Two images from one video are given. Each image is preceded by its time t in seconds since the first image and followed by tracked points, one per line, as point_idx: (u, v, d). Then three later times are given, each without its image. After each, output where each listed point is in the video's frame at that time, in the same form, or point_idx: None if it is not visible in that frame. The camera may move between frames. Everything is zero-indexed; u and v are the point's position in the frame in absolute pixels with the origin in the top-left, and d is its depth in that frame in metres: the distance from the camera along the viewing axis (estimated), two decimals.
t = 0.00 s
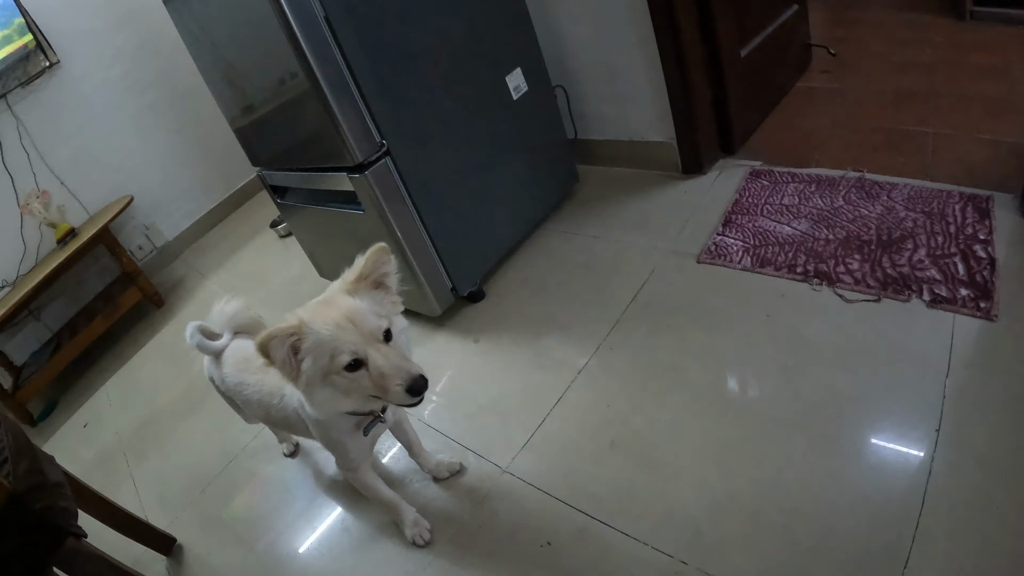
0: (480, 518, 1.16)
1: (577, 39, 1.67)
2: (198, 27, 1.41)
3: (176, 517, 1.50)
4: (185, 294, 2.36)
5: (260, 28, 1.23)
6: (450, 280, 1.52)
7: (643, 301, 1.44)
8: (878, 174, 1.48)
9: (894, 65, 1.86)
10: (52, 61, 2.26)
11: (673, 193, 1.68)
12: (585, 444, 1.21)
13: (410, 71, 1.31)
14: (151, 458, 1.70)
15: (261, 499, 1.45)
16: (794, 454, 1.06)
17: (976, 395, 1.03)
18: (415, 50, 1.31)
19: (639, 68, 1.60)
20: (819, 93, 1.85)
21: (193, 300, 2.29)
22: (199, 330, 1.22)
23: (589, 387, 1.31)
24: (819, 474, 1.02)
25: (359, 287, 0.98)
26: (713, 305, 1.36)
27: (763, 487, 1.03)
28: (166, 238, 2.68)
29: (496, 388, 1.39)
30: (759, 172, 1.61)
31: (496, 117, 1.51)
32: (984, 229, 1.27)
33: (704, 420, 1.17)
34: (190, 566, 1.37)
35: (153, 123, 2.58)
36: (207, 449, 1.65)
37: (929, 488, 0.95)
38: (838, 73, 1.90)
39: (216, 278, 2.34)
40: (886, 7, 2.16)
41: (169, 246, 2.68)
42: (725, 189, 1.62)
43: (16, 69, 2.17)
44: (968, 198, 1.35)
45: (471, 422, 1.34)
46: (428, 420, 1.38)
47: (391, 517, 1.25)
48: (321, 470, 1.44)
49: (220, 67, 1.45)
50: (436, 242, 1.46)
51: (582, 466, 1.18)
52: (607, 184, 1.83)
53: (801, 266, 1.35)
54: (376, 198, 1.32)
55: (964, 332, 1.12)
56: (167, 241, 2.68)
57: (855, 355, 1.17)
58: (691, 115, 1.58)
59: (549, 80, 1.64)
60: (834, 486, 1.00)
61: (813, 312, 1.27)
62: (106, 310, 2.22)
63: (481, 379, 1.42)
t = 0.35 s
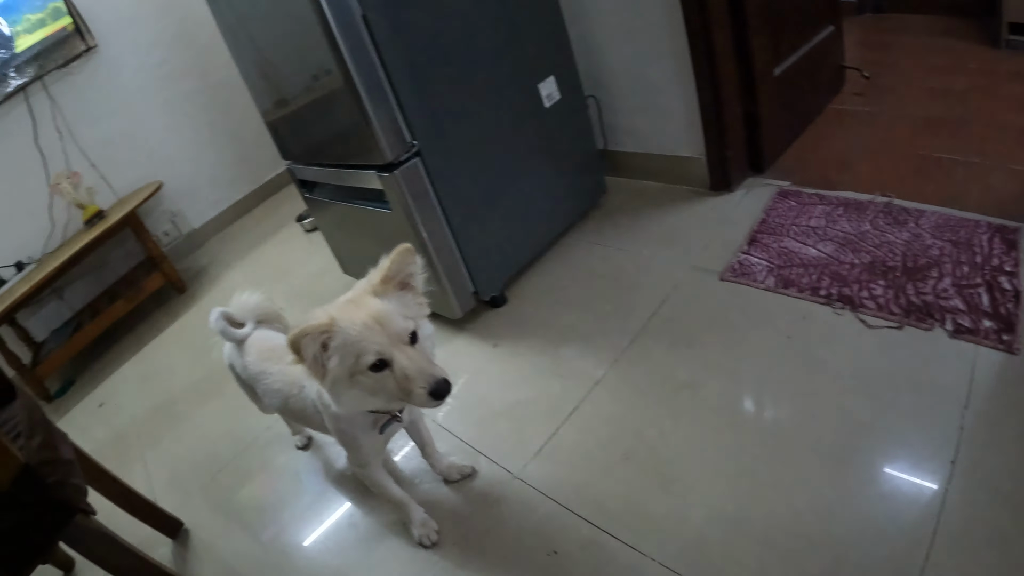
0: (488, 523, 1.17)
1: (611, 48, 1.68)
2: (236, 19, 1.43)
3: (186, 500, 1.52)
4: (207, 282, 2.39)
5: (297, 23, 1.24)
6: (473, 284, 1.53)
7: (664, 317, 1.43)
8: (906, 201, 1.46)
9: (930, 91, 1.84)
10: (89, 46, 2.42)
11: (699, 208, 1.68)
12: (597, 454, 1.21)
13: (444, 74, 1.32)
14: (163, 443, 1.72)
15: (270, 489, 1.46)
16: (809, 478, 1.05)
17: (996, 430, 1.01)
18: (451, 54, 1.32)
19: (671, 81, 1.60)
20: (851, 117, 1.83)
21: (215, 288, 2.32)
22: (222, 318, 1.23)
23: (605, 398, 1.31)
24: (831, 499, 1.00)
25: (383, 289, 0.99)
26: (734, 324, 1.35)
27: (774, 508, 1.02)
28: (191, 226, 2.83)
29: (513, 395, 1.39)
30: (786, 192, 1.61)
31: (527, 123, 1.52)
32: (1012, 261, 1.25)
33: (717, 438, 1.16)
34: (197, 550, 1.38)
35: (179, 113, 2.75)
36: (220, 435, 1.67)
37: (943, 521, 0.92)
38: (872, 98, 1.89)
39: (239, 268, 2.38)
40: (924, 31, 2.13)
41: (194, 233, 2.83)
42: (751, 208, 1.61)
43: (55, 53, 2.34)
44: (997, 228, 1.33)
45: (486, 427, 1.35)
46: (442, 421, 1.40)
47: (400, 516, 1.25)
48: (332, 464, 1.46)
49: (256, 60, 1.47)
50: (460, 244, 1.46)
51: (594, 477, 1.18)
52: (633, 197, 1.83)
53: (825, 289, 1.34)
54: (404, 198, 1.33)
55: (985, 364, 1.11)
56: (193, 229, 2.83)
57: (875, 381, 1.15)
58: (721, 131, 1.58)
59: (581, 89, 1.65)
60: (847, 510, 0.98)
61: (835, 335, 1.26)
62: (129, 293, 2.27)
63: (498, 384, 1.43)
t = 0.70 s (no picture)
0: (499, 530, 1.17)
1: (635, 57, 1.68)
2: (263, 20, 1.45)
3: (199, 495, 1.53)
4: (226, 279, 2.42)
5: (323, 26, 1.25)
6: (491, 290, 1.53)
7: (681, 329, 1.44)
8: (929, 220, 1.44)
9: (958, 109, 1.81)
10: (116, 42, 2.54)
11: (719, 221, 1.68)
12: (610, 465, 1.21)
13: (468, 81, 1.33)
14: (177, 435, 1.74)
15: (282, 486, 1.47)
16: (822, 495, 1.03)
17: (1015, 457, 0.98)
18: (476, 60, 1.33)
19: (694, 92, 1.60)
20: (876, 133, 1.82)
21: (234, 285, 2.34)
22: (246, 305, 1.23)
23: (620, 409, 1.31)
24: (840, 518, 0.99)
25: (394, 294, 0.99)
26: (750, 338, 1.35)
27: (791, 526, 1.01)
28: (212, 222, 2.94)
29: (528, 402, 1.40)
30: (808, 208, 1.60)
31: (549, 131, 1.52)
32: None
33: (732, 453, 1.15)
34: (206, 545, 1.39)
35: (201, 110, 2.84)
36: (235, 431, 1.68)
37: (959, 548, 0.90)
38: (897, 114, 1.87)
39: (257, 266, 2.40)
40: (951, 48, 2.12)
41: (214, 230, 2.95)
42: (772, 223, 1.61)
43: (83, 48, 2.45)
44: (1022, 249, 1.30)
45: (500, 434, 1.35)
46: (455, 426, 1.41)
47: (409, 518, 1.26)
48: (344, 464, 1.46)
49: (281, 61, 1.49)
50: (479, 250, 1.47)
51: (604, 488, 1.17)
52: (653, 208, 1.83)
53: (843, 306, 1.33)
54: (425, 202, 1.34)
55: (1003, 389, 1.08)
56: (213, 226, 2.95)
57: (889, 400, 1.14)
58: (745, 145, 1.57)
59: (605, 98, 1.65)
60: (861, 531, 0.96)
61: (851, 353, 1.25)
62: (148, 286, 2.30)
63: (513, 391, 1.44)
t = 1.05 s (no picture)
0: (505, 528, 1.17)
1: (650, 58, 1.68)
2: (278, 15, 1.46)
3: (207, 487, 1.54)
4: (237, 272, 2.43)
5: (338, 21, 1.26)
6: (502, 289, 1.54)
7: (691, 330, 1.43)
8: (941, 225, 1.43)
9: (974, 113, 1.80)
10: (131, 35, 2.55)
11: (730, 223, 1.67)
12: (617, 465, 1.21)
13: (482, 79, 1.33)
14: (186, 427, 1.75)
15: (289, 480, 1.48)
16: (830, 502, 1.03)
17: None
18: (490, 58, 1.33)
19: (709, 92, 1.60)
20: (890, 137, 1.81)
21: (245, 279, 2.36)
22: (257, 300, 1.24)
23: (629, 410, 1.31)
24: (847, 523, 0.99)
25: (401, 285, 0.99)
26: (760, 341, 1.35)
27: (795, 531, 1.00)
28: (225, 216, 2.96)
29: (536, 401, 1.40)
30: (820, 212, 1.59)
31: (561, 130, 1.52)
32: None
33: (740, 456, 1.15)
34: (213, 536, 1.40)
35: (213, 104, 2.85)
36: (244, 424, 1.69)
37: (964, 556, 0.90)
38: (912, 118, 1.86)
39: (269, 260, 2.41)
40: (967, 52, 2.10)
41: (226, 223, 2.97)
42: (784, 226, 1.60)
43: (99, 41, 2.47)
44: None
45: (508, 432, 1.36)
46: (463, 424, 1.41)
47: (415, 514, 1.26)
48: (351, 459, 1.47)
49: (295, 56, 1.50)
50: (491, 249, 1.47)
51: (611, 489, 1.17)
52: (665, 209, 1.83)
53: (854, 311, 1.32)
54: (437, 199, 1.34)
55: (1014, 396, 1.07)
56: (226, 219, 2.96)
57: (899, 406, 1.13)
58: (758, 147, 1.57)
59: (619, 98, 1.65)
60: (867, 536, 0.96)
61: (862, 357, 1.24)
62: (159, 278, 2.31)
63: (522, 389, 1.45)
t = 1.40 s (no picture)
0: (504, 521, 1.17)
1: (666, 56, 1.68)
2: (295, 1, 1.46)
3: (209, 469, 1.56)
4: (245, 257, 2.44)
5: (356, 10, 1.26)
6: (509, 282, 1.54)
7: (697, 330, 1.43)
8: (953, 235, 1.43)
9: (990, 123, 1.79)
10: (147, 18, 2.56)
11: (740, 225, 1.67)
12: (618, 462, 1.21)
13: (497, 71, 1.33)
14: (191, 409, 1.76)
15: (291, 465, 1.49)
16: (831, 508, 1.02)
17: None
18: (506, 51, 1.33)
19: (724, 93, 1.60)
20: (904, 144, 1.80)
21: (253, 264, 2.36)
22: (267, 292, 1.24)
23: (633, 407, 1.31)
24: (845, 529, 0.99)
25: (409, 271, 1.00)
26: (766, 343, 1.35)
27: (795, 534, 1.00)
28: (235, 200, 2.97)
29: (540, 395, 1.41)
30: (831, 217, 1.59)
31: (574, 125, 1.52)
32: None
33: (743, 458, 1.15)
34: (213, 518, 1.41)
35: (226, 89, 2.86)
36: (248, 407, 1.71)
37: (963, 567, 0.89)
38: (927, 126, 1.85)
39: (277, 246, 2.42)
40: (987, 61, 2.09)
41: (236, 208, 2.98)
42: (794, 230, 1.60)
43: (115, 22, 2.49)
44: None
45: (511, 426, 1.36)
46: (466, 415, 1.42)
47: (416, 504, 1.27)
48: (354, 447, 1.48)
49: (311, 44, 1.50)
50: (499, 241, 1.48)
51: (612, 485, 1.18)
52: (675, 209, 1.83)
53: (861, 317, 1.32)
54: (448, 190, 1.35)
55: (1019, 408, 1.07)
56: (236, 203, 2.98)
57: (903, 414, 1.13)
58: (771, 150, 1.56)
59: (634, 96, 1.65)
60: (866, 543, 0.96)
61: (867, 363, 1.24)
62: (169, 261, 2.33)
63: (526, 383, 1.45)
